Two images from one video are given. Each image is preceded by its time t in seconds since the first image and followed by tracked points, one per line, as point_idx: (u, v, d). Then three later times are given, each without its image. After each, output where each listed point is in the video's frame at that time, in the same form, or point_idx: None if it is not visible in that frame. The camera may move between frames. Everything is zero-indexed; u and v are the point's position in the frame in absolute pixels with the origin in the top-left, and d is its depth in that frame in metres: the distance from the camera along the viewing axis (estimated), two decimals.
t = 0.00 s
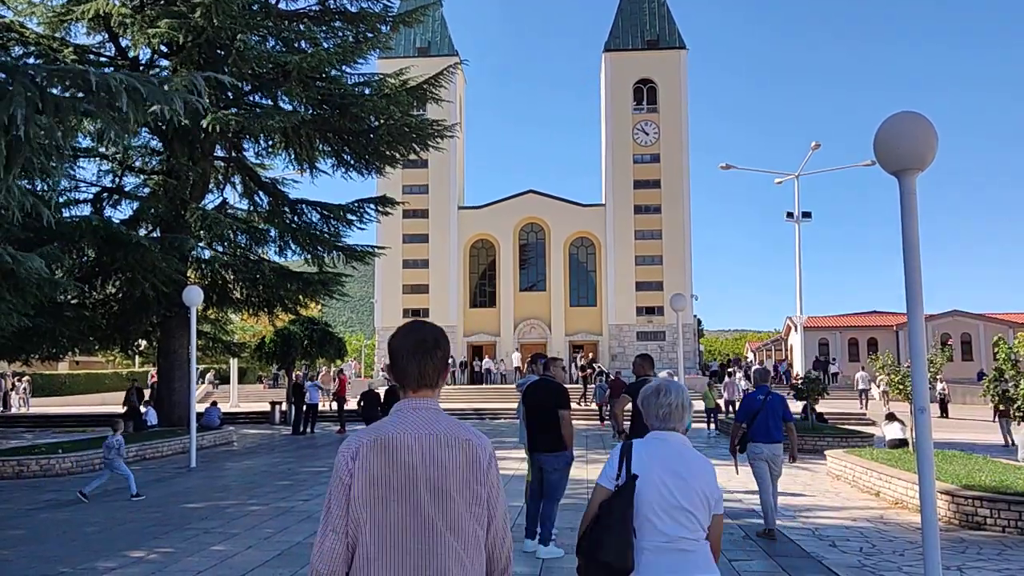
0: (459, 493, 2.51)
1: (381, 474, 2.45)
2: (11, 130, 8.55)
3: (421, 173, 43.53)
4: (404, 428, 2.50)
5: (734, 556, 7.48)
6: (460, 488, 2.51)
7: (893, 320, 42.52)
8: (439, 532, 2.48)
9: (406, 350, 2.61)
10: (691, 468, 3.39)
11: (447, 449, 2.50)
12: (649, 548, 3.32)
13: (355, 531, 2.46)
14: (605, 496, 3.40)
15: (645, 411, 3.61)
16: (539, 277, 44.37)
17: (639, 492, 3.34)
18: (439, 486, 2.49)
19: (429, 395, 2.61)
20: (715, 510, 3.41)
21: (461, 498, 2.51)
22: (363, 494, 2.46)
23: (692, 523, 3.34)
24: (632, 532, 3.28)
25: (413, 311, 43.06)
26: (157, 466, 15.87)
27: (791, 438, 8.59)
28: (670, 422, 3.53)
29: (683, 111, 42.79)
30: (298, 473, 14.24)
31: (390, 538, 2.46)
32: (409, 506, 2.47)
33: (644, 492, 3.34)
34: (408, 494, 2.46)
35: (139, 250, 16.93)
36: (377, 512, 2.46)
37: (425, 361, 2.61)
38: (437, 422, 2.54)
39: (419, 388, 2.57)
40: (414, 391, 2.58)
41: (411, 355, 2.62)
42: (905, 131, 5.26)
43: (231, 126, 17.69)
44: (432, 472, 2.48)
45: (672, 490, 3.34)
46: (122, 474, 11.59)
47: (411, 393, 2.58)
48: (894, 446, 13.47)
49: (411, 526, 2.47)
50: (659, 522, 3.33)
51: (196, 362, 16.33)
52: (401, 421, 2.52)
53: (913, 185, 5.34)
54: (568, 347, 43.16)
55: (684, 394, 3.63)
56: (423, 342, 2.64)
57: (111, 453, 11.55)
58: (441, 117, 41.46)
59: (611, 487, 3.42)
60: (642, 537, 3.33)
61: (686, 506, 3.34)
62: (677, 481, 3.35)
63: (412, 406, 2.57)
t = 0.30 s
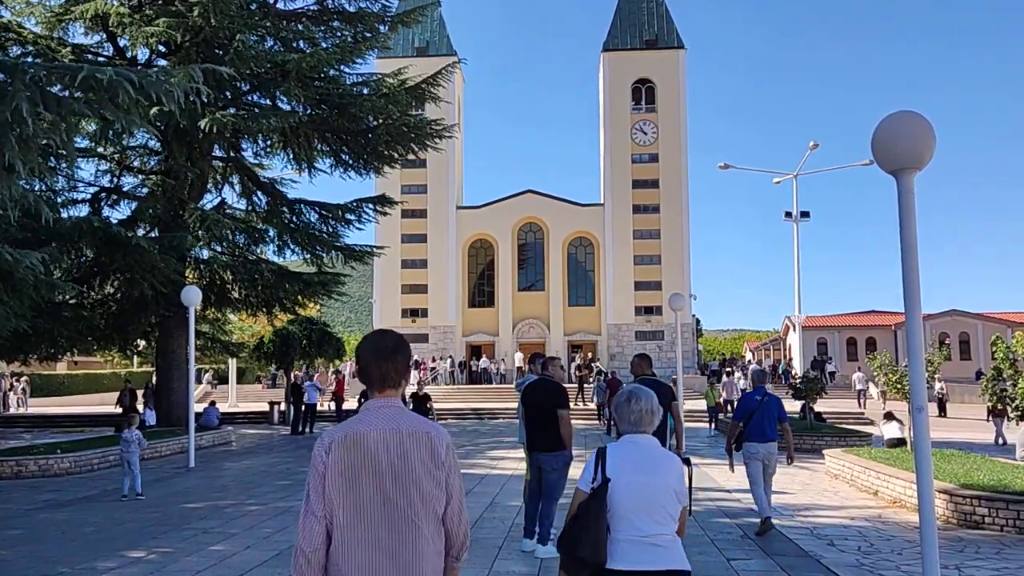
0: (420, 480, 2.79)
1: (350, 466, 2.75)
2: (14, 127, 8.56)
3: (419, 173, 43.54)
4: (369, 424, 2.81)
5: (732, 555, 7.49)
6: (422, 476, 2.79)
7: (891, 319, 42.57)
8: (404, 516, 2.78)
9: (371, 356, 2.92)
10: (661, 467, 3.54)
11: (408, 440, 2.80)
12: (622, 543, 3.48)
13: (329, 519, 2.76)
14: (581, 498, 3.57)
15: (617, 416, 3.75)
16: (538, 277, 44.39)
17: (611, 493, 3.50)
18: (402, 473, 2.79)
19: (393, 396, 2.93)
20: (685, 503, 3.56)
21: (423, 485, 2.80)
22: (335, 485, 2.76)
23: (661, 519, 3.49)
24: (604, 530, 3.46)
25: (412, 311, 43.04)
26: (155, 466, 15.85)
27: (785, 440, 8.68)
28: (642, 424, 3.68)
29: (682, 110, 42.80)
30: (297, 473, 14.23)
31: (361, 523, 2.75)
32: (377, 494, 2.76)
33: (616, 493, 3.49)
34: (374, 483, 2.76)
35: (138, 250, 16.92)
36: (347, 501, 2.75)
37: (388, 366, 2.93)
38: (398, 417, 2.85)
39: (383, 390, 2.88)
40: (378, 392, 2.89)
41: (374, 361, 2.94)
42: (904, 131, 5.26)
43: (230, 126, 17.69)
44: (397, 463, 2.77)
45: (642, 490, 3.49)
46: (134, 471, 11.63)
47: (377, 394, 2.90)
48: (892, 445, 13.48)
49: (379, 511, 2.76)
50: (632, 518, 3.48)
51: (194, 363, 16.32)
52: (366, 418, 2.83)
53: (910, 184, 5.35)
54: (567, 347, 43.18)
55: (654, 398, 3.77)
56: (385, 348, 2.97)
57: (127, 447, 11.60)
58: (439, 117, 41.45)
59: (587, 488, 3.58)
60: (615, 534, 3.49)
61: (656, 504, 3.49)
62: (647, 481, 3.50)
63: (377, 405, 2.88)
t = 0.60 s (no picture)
0: (397, 470, 3.06)
1: (335, 452, 3.08)
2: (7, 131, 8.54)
3: (417, 172, 43.54)
4: (355, 416, 3.12)
5: (730, 555, 7.50)
6: (398, 464, 3.06)
7: (889, 318, 42.63)
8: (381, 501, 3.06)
9: (362, 356, 3.21)
10: (639, 449, 3.70)
11: (387, 436, 3.07)
12: (602, 520, 3.63)
13: (319, 496, 3.11)
14: (563, 479, 3.74)
15: (599, 404, 3.91)
16: (536, 276, 44.40)
17: (591, 472, 3.67)
18: (382, 461, 3.07)
19: (384, 393, 3.22)
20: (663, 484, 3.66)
21: (400, 475, 3.07)
22: (322, 469, 3.09)
23: (640, 498, 3.63)
24: (585, 506, 3.62)
25: (411, 310, 43.04)
26: (154, 466, 15.84)
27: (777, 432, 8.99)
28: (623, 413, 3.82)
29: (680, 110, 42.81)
30: (294, 473, 14.23)
31: (343, 503, 3.07)
32: (357, 479, 3.07)
33: (596, 472, 3.67)
34: (355, 470, 3.06)
35: (136, 251, 16.90)
36: (333, 484, 3.08)
37: (378, 366, 3.21)
38: (383, 413, 3.12)
39: (370, 387, 3.17)
40: (369, 390, 3.19)
41: (367, 361, 3.21)
42: (902, 130, 5.26)
43: (228, 127, 17.67)
44: (376, 453, 3.06)
45: (621, 470, 3.65)
46: (136, 471, 11.65)
47: (368, 390, 3.20)
48: (891, 444, 13.49)
49: (359, 494, 3.06)
50: (611, 498, 3.63)
51: (192, 363, 16.30)
52: (355, 411, 3.14)
53: (907, 183, 5.35)
54: (566, 347, 43.20)
55: (635, 388, 3.93)
56: (378, 351, 3.24)
57: (131, 446, 11.61)
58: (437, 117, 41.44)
59: (569, 469, 3.75)
60: (597, 511, 3.64)
61: (634, 484, 3.63)
62: (626, 462, 3.66)
63: (368, 401, 3.18)
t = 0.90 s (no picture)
0: (393, 460, 3.30)
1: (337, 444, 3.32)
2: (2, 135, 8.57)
3: (415, 172, 43.53)
4: (356, 411, 3.34)
5: (729, 554, 7.50)
6: (395, 455, 3.30)
7: (886, 317, 42.69)
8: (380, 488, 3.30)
9: (362, 354, 3.41)
10: (628, 452, 3.94)
11: (386, 429, 3.31)
12: (594, 517, 3.88)
13: (321, 485, 3.35)
14: (557, 475, 3.98)
15: (592, 408, 4.14)
16: (534, 276, 44.40)
17: (582, 471, 3.91)
18: (379, 452, 3.30)
19: (383, 389, 3.43)
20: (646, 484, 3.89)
21: (394, 465, 3.30)
22: (326, 458, 3.33)
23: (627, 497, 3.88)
24: (578, 504, 3.86)
25: (409, 310, 43.03)
26: (152, 467, 15.83)
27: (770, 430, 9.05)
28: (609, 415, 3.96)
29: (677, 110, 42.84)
30: (293, 474, 14.23)
31: (344, 491, 3.31)
32: (358, 470, 3.30)
33: (588, 473, 3.91)
34: (356, 460, 3.30)
35: (135, 252, 16.89)
36: (336, 472, 3.32)
37: (378, 363, 3.41)
38: (381, 407, 3.36)
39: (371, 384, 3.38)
40: (369, 385, 3.40)
41: (368, 359, 3.42)
42: (899, 130, 5.27)
43: (226, 127, 17.67)
44: (377, 446, 3.30)
45: (609, 470, 3.90)
46: (133, 472, 11.60)
47: (368, 386, 3.43)
48: (888, 444, 13.51)
49: (358, 482, 3.30)
50: (602, 495, 3.88)
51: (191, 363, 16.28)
52: (357, 405, 3.37)
53: (904, 183, 5.37)
54: (564, 346, 43.21)
55: (624, 397, 4.20)
56: (377, 349, 3.42)
57: (127, 447, 11.61)
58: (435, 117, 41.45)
59: (562, 466, 3.99)
60: (588, 507, 3.88)
61: (622, 483, 3.88)
62: (612, 462, 3.91)
63: (368, 396, 3.40)
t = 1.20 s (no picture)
0: (392, 455, 3.58)
1: (338, 444, 3.56)
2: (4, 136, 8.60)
3: (414, 172, 43.53)
4: (354, 413, 3.59)
5: (726, 554, 7.50)
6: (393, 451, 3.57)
7: (885, 317, 42.73)
8: (379, 483, 3.56)
9: (357, 359, 3.64)
10: (612, 439, 4.32)
11: (386, 426, 3.59)
12: (579, 501, 4.23)
13: (323, 482, 3.56)
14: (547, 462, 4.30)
15: (579, 400, 4.50)
16: (533, 276, 44.40)
17: (571, 459, 4.25)
18: (377, 450, 3.57)
19: (376, 392, 3.68)
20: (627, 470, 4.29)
21: (393, 461, 3.59)
22: (328, 458, 3.57)
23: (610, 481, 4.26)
24: (566, 489, 4.20)
25: (408, 310, 43.02)
26: (150, 467, 15.81)
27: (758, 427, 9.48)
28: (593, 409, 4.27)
29: (675, 109, 42.85)
30: (291, 474, 14.21)
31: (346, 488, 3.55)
32: (359, 466, 3.56)
33: (575, 459, 4.25)
34: (357, 458, 3.55)
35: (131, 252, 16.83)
36: (339, 468, 3.56)
37: (373, 367, 3.65)
38: (378, 408, 3.62)
39: (365, 387, 3.61)
40: (364, 389, 3.64)
41: (362, 364, 3.66)
42: (897, 130, 5.27)
43: (224, 127, 17.65)
44: (374, 443, 3.57)
45: (596, 456, 4.25)
46: (131, 473, 11.59)
47: (362, 390, 3.66)
48: (887, 443, 13.51)
49: (360, 478, 3.55)
50: (588, 481, 4.22)
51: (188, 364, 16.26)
52: (354, 408, 3.62)
53: (902, 182, 5.36)
54: (563, 346, 43.21)
55: (608, 387, 4.56)
56: (371, 355, 3.68)
57: (126, 447, 11.60)
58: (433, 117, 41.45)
59: (552, 454, 4.30)
60: (574, 492, 4.23)
61: (605, 468, 4.25)
62: (600, 449, 4.27)
63: (364, 398, 3.65)
